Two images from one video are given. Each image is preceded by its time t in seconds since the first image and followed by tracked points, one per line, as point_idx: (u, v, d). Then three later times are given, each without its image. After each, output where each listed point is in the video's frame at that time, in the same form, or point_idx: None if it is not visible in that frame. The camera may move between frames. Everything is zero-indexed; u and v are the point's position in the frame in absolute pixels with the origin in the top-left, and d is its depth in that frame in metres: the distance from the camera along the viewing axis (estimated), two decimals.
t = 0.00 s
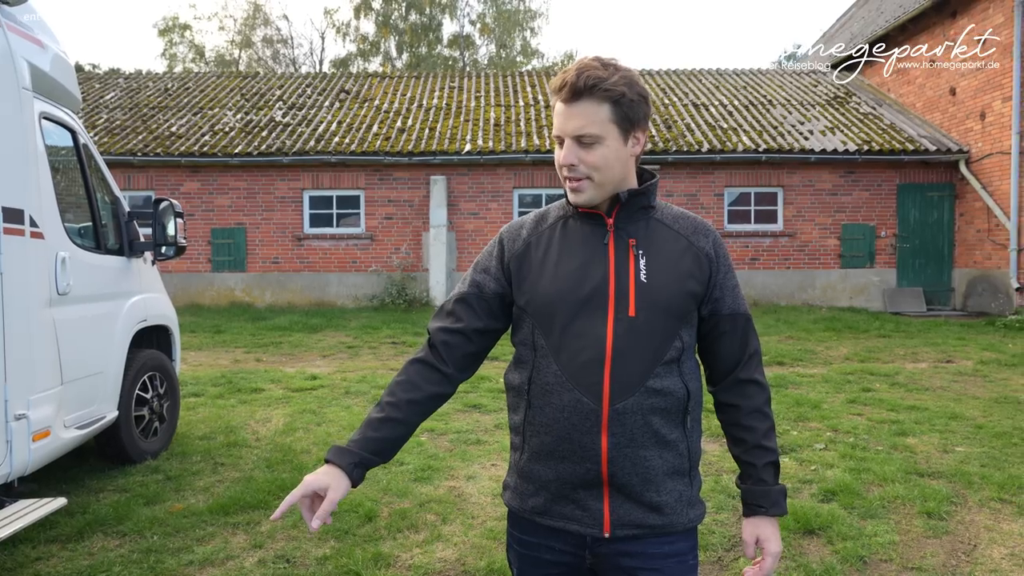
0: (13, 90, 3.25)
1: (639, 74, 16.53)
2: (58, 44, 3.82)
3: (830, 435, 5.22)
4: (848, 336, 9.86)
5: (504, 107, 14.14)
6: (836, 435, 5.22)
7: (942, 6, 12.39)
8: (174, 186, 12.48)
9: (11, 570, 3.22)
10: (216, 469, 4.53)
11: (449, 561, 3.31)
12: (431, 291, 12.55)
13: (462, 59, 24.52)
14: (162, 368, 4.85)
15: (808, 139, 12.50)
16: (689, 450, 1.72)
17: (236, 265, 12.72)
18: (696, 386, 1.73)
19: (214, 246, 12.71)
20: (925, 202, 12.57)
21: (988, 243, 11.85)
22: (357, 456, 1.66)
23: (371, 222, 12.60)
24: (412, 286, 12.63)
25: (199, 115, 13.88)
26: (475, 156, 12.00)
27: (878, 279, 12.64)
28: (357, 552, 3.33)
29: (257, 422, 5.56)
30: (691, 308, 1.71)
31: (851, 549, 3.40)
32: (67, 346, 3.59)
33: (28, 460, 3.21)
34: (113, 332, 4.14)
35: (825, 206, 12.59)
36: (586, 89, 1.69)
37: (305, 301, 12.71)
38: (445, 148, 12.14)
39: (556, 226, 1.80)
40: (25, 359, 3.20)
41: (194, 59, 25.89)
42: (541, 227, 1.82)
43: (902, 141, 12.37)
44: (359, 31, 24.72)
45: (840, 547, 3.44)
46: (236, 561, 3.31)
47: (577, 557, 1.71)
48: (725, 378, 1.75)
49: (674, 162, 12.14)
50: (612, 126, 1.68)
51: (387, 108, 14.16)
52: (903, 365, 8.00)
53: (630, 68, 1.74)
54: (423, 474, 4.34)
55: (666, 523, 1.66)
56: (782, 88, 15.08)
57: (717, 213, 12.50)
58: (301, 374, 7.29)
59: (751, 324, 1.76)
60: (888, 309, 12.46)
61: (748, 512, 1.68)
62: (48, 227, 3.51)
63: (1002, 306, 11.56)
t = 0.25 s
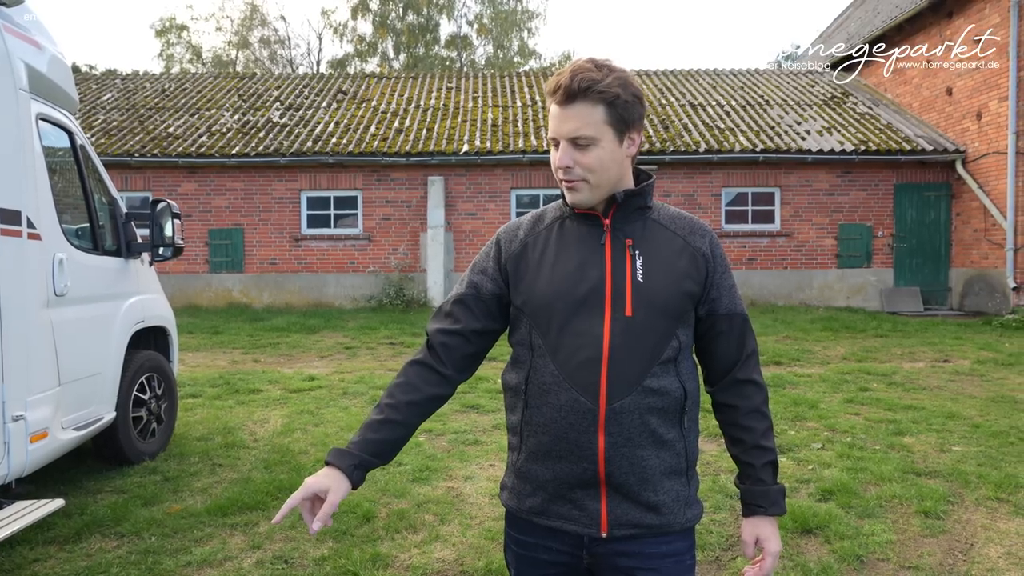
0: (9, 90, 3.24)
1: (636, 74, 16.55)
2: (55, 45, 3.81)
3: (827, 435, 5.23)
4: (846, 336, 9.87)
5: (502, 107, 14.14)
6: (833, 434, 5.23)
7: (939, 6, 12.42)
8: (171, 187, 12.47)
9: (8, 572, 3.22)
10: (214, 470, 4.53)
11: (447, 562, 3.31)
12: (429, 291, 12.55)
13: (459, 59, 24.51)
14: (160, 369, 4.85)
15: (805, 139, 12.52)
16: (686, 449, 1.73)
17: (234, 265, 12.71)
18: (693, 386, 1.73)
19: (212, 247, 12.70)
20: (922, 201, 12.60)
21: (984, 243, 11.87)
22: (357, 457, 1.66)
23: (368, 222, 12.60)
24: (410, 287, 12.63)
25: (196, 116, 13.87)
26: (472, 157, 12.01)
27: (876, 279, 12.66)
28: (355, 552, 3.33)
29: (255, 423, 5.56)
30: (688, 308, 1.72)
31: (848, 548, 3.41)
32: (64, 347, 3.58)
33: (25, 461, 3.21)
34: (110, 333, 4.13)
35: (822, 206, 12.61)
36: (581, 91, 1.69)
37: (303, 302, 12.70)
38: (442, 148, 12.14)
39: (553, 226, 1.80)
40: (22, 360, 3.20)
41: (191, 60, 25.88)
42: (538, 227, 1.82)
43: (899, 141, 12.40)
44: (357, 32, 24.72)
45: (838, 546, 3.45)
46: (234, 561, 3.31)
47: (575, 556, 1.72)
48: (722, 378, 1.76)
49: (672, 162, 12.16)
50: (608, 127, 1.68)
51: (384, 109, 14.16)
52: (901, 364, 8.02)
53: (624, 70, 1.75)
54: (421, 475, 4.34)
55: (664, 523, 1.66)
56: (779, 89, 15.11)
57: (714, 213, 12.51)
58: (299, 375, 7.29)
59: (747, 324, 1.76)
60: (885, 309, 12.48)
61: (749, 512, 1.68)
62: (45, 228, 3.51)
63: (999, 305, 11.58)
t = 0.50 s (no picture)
0: (9, 91, 3.25)
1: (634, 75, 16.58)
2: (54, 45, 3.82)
3: (825, 434, 5.25)
4: (843, 336, 9.90)
5: (500, 108, 14.16)
6: (831, 434, 5.25)
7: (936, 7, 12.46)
8: (169, 187, 12.45)
9: (8, 572, 3.22)
10: (213, 469, 4.53)
11: (446, 561, 3.32)
12: (427, 292, 12.56)
13: (457, 60, 24.51)
14: (159, 370, 4.85)
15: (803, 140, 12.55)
16: (684, 448, 1.73)
17: (232, 266, 12.70)
18: (691, 386, 1.74)
19: (210, 247, 12.69)
20: (919, 202, 12.63)
21: (981, 243, 11.91)
22: (402, 470, 1.65)
23: (366, 223, 12.60)
24: (408, 287, 12.63)
25: (194, 116, 13.86)
26: (470, 157, 12.01)
27: (873, 279, 12.69)
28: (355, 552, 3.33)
29: (253, 423, 5.56)
30: (685, 308, 1.73)
31: (846, 547, 3.42)
32: (63, 348, 3.58)
33: (24, 462, 3.21)
34: (109, 333, 4.14)
35: (819, 206, 12.64)
36: (580, 91, 1.70)
37: (301, 302, 12.70)
38: (440, 149, 12.15)
39: (553, 226, 1.81)
40: (22, 361, 3.20)
41: (189, 60, 25.86)
42: (537, 227, 1.83)
43: (896, 142, 12.43)
44: (355, 32, 24.72)
45: (836, 545, 3.46)
46: (233, 561, 3.31)
47: (573, 555, 1.73)
48: (720, 378, 1.77)
49: (669, 162, 12.18)
50: (607, 126, 1.70)
51: (382, 109, 14.17)
52: (898, 364, 8.04)
53: (623, 71, 1.76)
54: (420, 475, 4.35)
55: (661, 521, 1.67)
56: (777, 89, 15.14)
57: (712, 213, 12.53)
58: (298, 375, 7.29)
59: (744, 325, 1.77)
60: (883, 309, 12.51)
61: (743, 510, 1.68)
62: (44, 229, 3.51)
63: (996, 305, 11.62)
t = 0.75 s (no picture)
0: (7, 91, 3.26)
1: (632, 75, 16.60)
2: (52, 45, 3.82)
3: (823, 434, 5.25)
4: (841, 336, 9.91)
5: (498, 108, 14.16)
6: (829, 434, 5.26)
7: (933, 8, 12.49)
8: (167, 188, 12.45)
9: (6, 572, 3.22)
10: (212, 469, 4.53)
11: (445, 560, 3.33)
12: (425, 292, 12.56)
13: (456, 60, 24.50)
14: (157, 369, 4.85)
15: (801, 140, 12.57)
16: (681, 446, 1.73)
17: (230, 266, 12.70)
18: (687, 384, 1.74)
19: (208, 248, 12.69)
20: (917, 202, 12.65)
21: (979, 243, 11.93)
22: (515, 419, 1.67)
23: (365, 223, 12.60)
24: (407, 287, 12.63)
25: (193, 116, 13.85)
26: (468, 157, 12.02)
27: (871, 279, 12.70)
28: (353, 551, 3.33)
29: (252, 423, 5.56)
30: (682, 305, 1.73)
31: (844, 546, 3.43)
32: (62, 348, 3.58)
33: (23, 462, 3.21)
34: (108, 333, 4.14)
35: (817, 206, 12.66)
36: (572, 85, 1.72)
37: (299, 303, 12.69)
38: (439, 149, 12.16)
39: (550, 225, 1.82)
40: (20, 360, 3.20)
41: (187, 61, 25.84)
42: (535, 227, 1.84)
43: (894, 142, 12.46)
44: (353, 33, 24.72)
45: (834, 544, 3.47)
46: (232, 561, 3.31)
47: (569, 552, 1.73)
48: (718, 375, 1.76)
49: (667, 163, 12.20)
50: (598, 118, 1.70)
51: (381, 110, 14.17)
52: (895, 364, 8.06)
53: (615, 67, 1.78)
54: (418, 474, 4.35)
55: (656, 519, 1.68)
56: (775, 90, 15.16)
57: (710, 213, 12.54)
58: (296, 375, 7.29)
59: (742, 321, 1.76)
60: (881, 309, 12.53)
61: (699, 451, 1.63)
62: (43, 229, 3.51)
63: (994, 305, 11.64)
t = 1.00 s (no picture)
0: (5, 90, 3.25)
1: (630, 76, 16.61)
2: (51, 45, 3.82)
3: (821, 433, 5.26)
4: (840, 336, 9.92)
5: (496, 108, 14.17)
6: (827, 433, 5.26)
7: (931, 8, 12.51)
8: (166, 188, 12.44)
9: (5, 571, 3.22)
10: (211, 469, 4.53)
11: (443, 560, 3.32)
12: (424, 292, 12.56)
13: (454, 61, 24.49)
14: (156, 369, 4.85)
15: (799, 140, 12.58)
16: (681, 440, 1.74)
17: (229, 267, 12.69)
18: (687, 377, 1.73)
19: (207, 248, 12.68)
20: (915, 202, 12.66)
21: (977, 243, 11.95)
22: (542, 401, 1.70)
23: (363, 223, 12.60)
24: (405, 287, 12.63)
25: (191, 117, 13.85)
26: (467, 158, 12.01)
27: (869, 279, 12.72)
28: (352, 551, 3.34)
29: (251, 423, 5.56)
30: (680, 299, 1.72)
31: (842, 545, 3.44)
32: (60, 347, 3.58)
33: (21, 461, 3.21)
34: (106, 333, 4.13)
35: (816, 206, 12.67)
36: (560, 80, 1.73)
37: (298, 303, 12.69)
38: (437, 149, 12.16)
39: (550, 222, 1.83)
40: (18, 359, 3.19)
41: (185, 61, 25.84)
42: (535, 224, 1.84)
43: (892, 142, 12.48)
44: (352, 33, 24.73)
45: (832, 543, 3.47)
46: (231, 560, 3.31)
47: (570, 548, 1.74)
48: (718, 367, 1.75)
49: (666, 163, 12.21)
50: (587, 110, 1.70)
51: (379, 110, 14.18)
52: (894, 364, 8.07)
53: (605, 62, 1.78)
54: (417, 474, 4.35)
55: (656, 514, 1.67)
56: (773, 90, 15.18)
57: (709, 213, 12.55)
58: (295, 375, 7.29)
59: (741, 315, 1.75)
60: (879, 309, 12.54)
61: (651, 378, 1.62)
62: (42, 229, 3.51)
63: (992, 305, 11.65)
